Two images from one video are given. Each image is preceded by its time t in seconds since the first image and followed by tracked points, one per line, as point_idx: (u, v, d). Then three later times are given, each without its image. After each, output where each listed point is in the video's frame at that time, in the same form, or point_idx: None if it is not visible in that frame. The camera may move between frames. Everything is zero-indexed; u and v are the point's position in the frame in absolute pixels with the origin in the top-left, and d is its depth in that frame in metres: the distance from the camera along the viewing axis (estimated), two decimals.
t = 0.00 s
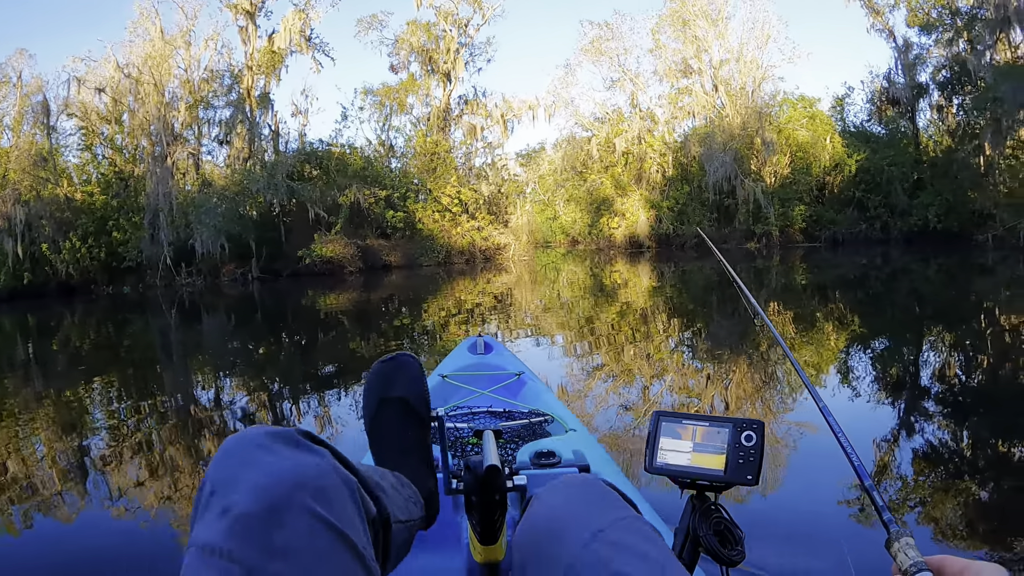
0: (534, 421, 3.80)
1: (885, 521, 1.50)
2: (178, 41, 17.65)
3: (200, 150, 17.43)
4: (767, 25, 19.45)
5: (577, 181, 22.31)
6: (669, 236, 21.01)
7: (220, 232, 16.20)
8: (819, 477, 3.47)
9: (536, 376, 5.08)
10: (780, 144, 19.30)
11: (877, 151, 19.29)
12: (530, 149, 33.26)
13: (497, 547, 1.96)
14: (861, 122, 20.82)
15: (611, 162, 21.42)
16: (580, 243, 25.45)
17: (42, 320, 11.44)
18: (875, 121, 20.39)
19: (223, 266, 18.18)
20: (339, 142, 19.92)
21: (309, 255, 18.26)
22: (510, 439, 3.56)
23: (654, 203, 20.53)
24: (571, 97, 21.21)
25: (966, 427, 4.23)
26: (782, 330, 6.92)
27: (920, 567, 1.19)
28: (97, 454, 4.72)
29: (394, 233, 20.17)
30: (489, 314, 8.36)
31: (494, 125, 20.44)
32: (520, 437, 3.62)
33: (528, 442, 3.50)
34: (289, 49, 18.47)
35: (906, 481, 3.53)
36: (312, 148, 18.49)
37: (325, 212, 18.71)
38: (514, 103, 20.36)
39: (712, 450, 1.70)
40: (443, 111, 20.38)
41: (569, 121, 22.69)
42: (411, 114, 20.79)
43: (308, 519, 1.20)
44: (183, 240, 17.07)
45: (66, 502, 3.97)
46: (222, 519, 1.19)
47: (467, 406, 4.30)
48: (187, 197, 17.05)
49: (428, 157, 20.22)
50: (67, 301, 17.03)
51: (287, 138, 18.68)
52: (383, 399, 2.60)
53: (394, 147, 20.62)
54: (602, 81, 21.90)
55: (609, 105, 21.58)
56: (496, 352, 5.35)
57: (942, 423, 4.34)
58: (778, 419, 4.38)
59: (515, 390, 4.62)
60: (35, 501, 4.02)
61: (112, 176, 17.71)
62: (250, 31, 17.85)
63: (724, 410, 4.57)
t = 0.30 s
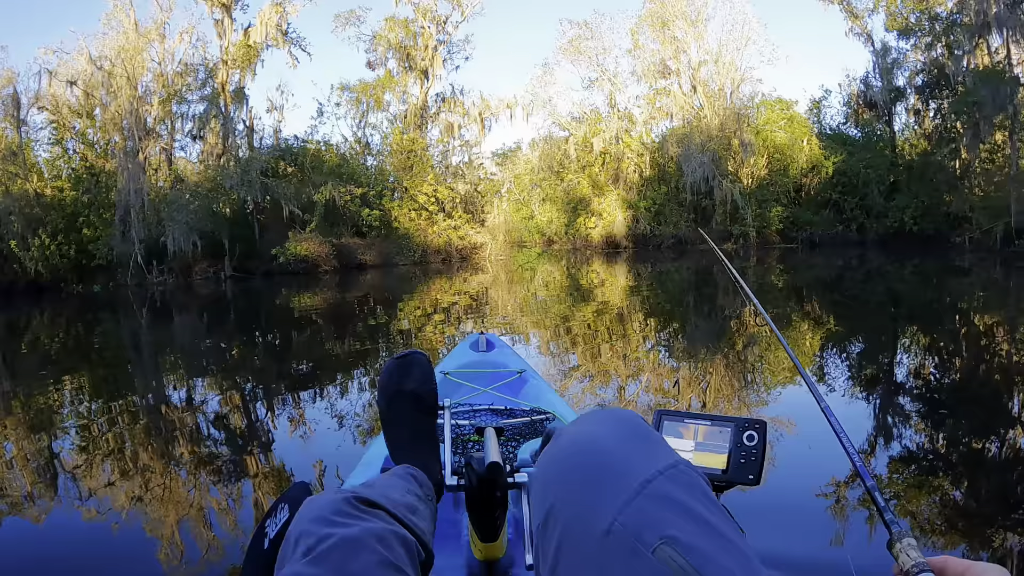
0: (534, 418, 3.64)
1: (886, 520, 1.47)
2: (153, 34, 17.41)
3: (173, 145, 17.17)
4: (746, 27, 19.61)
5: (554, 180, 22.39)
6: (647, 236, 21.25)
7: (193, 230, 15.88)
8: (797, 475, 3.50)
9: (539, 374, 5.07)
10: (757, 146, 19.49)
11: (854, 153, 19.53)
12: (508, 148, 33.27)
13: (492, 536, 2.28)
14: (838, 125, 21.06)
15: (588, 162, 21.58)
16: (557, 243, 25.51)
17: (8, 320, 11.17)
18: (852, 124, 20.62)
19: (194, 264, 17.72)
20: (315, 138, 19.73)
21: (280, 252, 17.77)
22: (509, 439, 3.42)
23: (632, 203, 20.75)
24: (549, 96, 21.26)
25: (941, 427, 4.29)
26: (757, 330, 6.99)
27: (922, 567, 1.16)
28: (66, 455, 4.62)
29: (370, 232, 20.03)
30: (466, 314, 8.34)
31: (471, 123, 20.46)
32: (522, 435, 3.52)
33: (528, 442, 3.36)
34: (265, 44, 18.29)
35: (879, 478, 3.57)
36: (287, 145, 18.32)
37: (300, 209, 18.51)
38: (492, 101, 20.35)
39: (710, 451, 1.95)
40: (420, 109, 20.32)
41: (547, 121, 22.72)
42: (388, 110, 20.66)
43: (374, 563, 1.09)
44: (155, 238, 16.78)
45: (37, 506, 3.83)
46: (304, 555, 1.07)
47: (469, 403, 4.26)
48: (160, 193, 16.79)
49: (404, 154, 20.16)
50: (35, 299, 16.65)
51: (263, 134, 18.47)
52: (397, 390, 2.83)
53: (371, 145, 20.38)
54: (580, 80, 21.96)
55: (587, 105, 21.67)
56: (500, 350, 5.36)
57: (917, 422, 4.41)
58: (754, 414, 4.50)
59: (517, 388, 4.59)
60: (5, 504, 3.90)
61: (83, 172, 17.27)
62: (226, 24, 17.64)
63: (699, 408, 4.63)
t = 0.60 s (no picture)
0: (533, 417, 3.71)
1: (887, 526, 1.51)
2: (123, 27, 17.10)
3: (141, 141, 16.88)
4: (722, 28, 19.76)
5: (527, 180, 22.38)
6: (620, 235, 21.29)
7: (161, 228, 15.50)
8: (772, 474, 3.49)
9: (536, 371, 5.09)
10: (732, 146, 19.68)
11: (827, 155, 19.84)
12: (481, 147, 33.25)
13: (493, 538, 2.34)
14: (811, 127, 21.36)
15: (562, 161, 21.66)
16: (530, 242, 25.53)
17: None
18: (825, 126, 20.91)
19: (162, 261, 17.26)
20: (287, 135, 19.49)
21: (253, 252, 17.42)
22: (510, 436, 3.48)
23: (605, 203, 20.86)
24: (523, 95, 21.26)
25: (914, 426, 4.36)
26: (730, 329, 7.05)
27: (921, 569, 1.17)
28: (32, 457, 4.48)
29: (342, 231, 19.82)
30: (438, 314, 8.29)
31: (445, 121, 20.45)
32: (520, 433, 3.58)
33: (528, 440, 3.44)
34: (237, 37, 18.05)
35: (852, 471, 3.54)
36: (259, 142, 18.08)
37: (271, 207, 18.25)
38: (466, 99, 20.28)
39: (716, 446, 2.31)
40: (393, 106, 20.21)
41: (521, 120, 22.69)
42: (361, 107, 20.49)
43: None
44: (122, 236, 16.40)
45: None
46: None
47: (467, 400, 4.30)
48: (128, 190, 16.45)
49: (376, 152, 20.04)
50: None
51: (234, 129, 18.18)
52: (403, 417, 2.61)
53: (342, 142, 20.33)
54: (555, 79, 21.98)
55: (562, 104, 21.71)
56: (498, 348, 5.41)
57: (888, 421, 4.47)
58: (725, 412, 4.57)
59: (515, 386, 4.64)
60: None
61: (50, 167, 16.96)
62: (197, 17, 17.36)
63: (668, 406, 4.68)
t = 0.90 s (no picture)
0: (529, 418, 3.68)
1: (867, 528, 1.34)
2: (85, 28, 16.71)
3: (104, 145, 16.52)
4: (691, 29, 19.94)
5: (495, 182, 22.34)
6: (590, 236, 21.37)
7: (125, 235, 15.11)
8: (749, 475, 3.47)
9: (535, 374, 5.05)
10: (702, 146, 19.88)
11: (795, 153, 20.18)
12: (449, 149, 33.20)
13: (488, 539, 2.31)
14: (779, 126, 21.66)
15: (531, 162, 21.87)
16: (500, 245, 25.52)
17: None
18: (793, 125, 21.22)
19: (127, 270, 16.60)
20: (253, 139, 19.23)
21: (218, 259, 17.03)
22: (506, 439, 3.41)
23: (575, 203, 20.95)
24: (491, 97, 21.27)
25: (887, 419, 4.42)
26: (701, 328, 7.11)
27: None
28: None
29: (310, 236, 19.59)
30: (408, 318, 8.24)
31: (413, 123, 20.46)
32: (517, 435, 3.52)
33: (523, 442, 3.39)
34: (202, 38, 17.78)
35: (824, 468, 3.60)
36: (226, 145, 17.78)
37: (238, 212, 17.96)
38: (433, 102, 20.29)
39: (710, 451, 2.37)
40: (361, 109, 20.23)
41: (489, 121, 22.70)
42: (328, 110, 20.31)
43: None
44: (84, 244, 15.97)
45: None
46: None
47: (463, 402, 4.29)
48: (91, 196, 16.04)
49: (344, 155, 19.96)
50: None
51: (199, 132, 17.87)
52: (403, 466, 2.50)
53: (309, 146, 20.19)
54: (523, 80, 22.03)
55: (530, 105, 21.77)
56: (495, 350, 5.36)
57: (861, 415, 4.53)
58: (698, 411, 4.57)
59: (511, 388, 4.62)
60: None
61: (10, 174, 16.50)
62: (161, 18, 17.03)
63: (641, 406, 4.68)
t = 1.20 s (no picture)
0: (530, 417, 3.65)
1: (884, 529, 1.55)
2: (43, 37, 16.29)
3: (66, 158, 16.14)
4: (658, 28, 20.08)
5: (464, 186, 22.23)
6: (562, 237, 21.39)
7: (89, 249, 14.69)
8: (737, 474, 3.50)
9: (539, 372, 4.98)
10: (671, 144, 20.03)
11: (763, 149, 20.49)
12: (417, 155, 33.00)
13: (491, 538, 2.30)
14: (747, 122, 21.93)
15: (501, 165, 21.47)
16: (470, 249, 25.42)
17: None
18: (760, 122, 21.52)
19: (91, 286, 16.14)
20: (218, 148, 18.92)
21: (185, 271, 16.69)
22: (508, 438, 3.44)
23: (545, 205, 20.96)
24: (457, 100, 21.19)
25: (864, 408, 4.49)
26: (674, 326, 7.16)
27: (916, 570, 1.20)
28: None
29: (278, 245, 19.31)
30: (381, 326, 8.17)
31: (380, 128, 20.32)
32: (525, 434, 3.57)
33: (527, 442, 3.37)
34: (165, 45, 17.43)
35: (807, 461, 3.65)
36: (190, 154, 17.47)
37: (203, 222, 17.61)
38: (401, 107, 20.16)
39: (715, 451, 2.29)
40: (327, 115, 20.11)
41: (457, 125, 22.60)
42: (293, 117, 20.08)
43: (387, 551, 1.33)
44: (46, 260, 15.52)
45: None
46: (316, 544, 1.31)
47: (467, 404, 4.28)
48: (52, 209, 15.60)
49: (312, 161, 19.73)
50: None
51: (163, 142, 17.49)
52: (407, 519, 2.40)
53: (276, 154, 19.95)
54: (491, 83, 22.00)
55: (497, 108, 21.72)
56: (499, 350, 5.31)
57: (836, 404, 4.60)
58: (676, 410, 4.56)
59: (516, 389, 4.53)
60: None
61: None
62: (122, 25, 16.66)
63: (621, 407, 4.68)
